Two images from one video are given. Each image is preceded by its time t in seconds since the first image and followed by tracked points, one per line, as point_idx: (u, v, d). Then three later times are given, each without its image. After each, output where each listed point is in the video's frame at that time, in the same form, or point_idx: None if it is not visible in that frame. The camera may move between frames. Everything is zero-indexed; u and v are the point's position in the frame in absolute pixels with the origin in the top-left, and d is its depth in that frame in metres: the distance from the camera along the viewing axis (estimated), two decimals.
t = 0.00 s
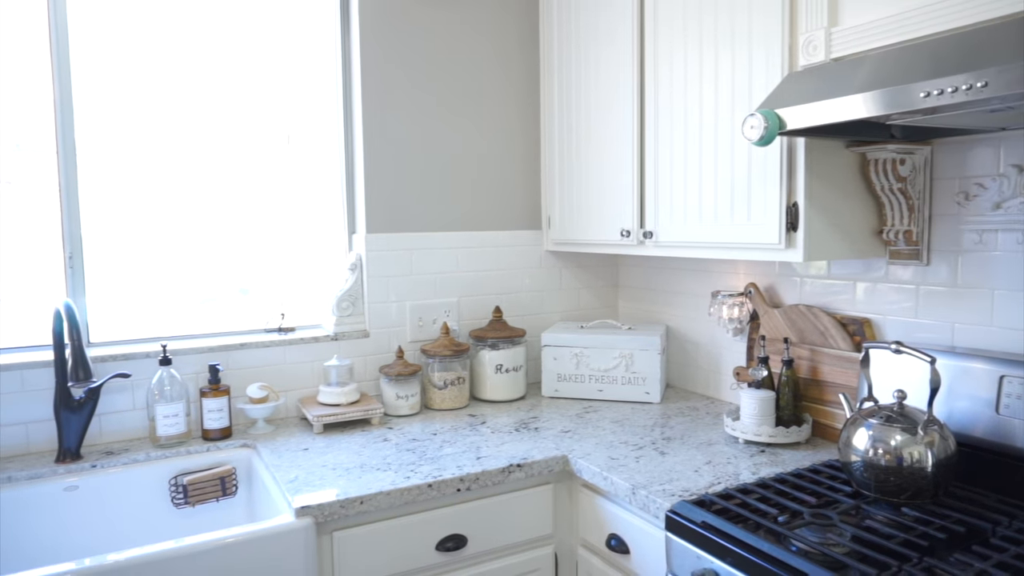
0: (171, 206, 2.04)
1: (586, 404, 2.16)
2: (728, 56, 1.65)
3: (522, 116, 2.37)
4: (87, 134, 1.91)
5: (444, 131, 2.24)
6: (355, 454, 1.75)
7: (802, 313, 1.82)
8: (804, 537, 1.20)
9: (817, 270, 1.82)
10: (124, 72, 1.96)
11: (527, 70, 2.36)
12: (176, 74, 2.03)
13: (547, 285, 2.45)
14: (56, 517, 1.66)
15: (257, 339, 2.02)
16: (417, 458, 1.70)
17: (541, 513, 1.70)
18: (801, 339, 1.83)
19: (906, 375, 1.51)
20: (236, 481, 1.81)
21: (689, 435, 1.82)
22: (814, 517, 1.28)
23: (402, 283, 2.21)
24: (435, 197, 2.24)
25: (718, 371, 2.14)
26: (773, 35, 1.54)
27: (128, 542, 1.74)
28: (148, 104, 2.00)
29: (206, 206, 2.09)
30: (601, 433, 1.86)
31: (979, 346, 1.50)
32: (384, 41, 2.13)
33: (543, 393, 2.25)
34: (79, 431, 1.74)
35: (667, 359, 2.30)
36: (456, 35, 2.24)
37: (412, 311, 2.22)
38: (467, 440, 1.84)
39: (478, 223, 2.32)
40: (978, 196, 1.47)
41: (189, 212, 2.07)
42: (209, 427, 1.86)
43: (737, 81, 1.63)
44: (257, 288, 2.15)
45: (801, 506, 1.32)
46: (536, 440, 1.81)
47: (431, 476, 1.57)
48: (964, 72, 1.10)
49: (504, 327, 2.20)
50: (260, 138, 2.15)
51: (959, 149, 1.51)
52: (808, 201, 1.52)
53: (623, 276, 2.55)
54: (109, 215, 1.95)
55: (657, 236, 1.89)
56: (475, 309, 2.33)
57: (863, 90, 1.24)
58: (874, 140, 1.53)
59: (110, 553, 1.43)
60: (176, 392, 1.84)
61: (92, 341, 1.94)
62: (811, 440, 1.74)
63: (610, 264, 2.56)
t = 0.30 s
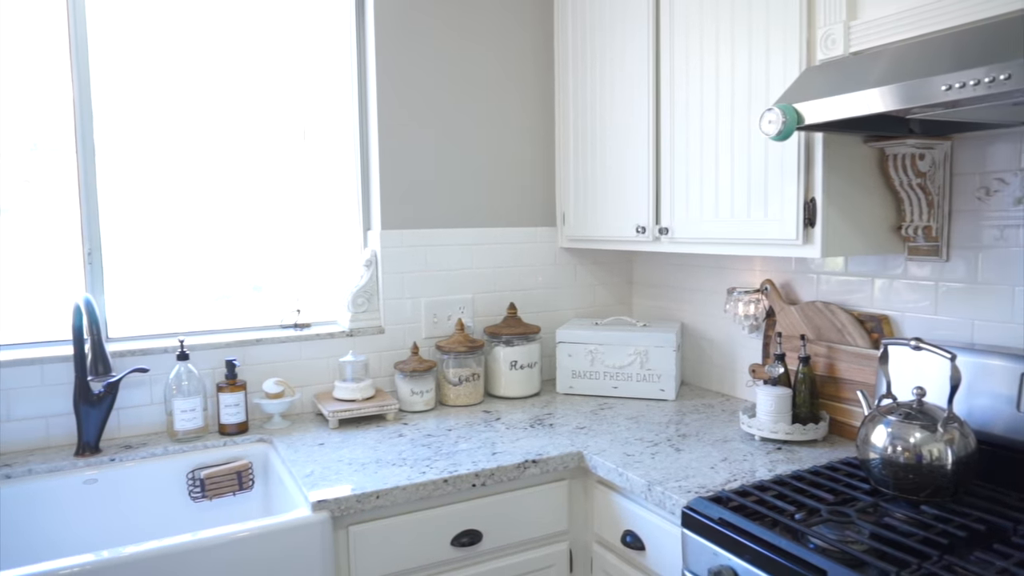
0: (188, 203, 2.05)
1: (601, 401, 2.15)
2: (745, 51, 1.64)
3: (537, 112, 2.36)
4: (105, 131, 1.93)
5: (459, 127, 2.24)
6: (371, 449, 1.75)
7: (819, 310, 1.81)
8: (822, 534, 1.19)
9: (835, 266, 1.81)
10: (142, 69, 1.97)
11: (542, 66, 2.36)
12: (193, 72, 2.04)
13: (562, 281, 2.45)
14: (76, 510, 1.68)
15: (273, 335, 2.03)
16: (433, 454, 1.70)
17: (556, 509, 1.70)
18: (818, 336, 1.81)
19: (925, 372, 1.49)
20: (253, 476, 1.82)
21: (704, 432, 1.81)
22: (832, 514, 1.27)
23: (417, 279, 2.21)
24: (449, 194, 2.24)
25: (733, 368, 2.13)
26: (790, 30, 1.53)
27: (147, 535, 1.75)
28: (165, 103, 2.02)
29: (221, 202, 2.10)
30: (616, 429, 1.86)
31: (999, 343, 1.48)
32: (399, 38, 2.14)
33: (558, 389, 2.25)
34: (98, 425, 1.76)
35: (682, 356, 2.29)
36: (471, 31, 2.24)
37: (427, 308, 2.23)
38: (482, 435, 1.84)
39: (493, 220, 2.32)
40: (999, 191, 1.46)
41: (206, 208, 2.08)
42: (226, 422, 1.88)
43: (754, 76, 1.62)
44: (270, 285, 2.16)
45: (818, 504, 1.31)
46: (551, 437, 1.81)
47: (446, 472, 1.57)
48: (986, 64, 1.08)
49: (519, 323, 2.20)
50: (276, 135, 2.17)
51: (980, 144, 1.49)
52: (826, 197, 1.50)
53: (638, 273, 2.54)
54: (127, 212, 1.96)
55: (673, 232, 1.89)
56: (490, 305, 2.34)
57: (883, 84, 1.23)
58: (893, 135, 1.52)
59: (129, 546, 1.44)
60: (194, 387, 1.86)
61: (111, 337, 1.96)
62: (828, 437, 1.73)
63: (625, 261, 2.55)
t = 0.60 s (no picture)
0: (206, 197, 2.07)
1: (617, 397, 2.15)
2: (766, 44, 1.62)
3: (554, 107, 2.36)
4: (126, 126, 1.95)
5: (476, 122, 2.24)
6: (388, 443, 1.76)
7: (839, 307, 1.79)
8: (843, 532, 1.18)
9: (855, 263, 1.79)
10: (162, 65, 1.99)
11: (560, 60, 2.35)
12: (212, 67, 2.06)
13: (579, 277, 2.44)
14: (97, 500, 1.70)
15: (290, 329, 2.04)
16: (449, 448, 1.70)
17: (572, 505, 1.70)
18: (838, 333, 1.80)
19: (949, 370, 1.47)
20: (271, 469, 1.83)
21: (722, 429, 1.80)
22: (853, 512, 1.26)
23: (434, 274, 2.21)
24: (466, 189, 2.24)
25: (752, 365, 2.11)
26: (813, 23, 1.51)
27: (166, 526, 1.77)
28: (184, 98, 2.03)
29: (240, 197, 2.11)
30: (633, 425, 1.85)
31: None
32: (417, 33, 2.13)
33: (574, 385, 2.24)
34: (119, 417, 1.77)
35: (699, 353, 2.28)
36: (489, 25, 2.24)
37: (443, 303, 2.23)
38: (499, 430, 1.84)
39: (509, 215, 2.32)
40: None
41: (224, 202, 2.09)
42: (244, 415, 1.89)
43: (775, 70, 1.60)
44: (286, 281, 2.17)
45: (839, 502, 1.29)
46: (567, 432, 1.81)
47: (463, 466, 1.58)
48: (1014, 56, 1.07)
49: (536, 319, 2.19)
50: (294, 130, 2.17)
51: (1006, 139, 1.47)
52: (848, 192, 1.49)
53: (655, 269, 2.53)
54: (147, 206, 1.98)
55: (691, 227, 1.88)
56: (506, 301, 2.33)
57: (909, 77, 1.21)
58: (916, 130, 1.50)
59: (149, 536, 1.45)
60: (213, 380, 1.87)
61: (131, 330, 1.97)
62: (848, 435, 1.71)
63: (642, 257, 2.54)
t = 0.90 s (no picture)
0: (224, 189, 2.08)
1: (634, 389, 2.14)
2: (787, 33, 1.60)
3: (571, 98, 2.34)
4: (146, 118, 1.96)
5: (493, 113, 2.23)
6: (405, 434, 1.76)
7: (859, 299, 1.77)
8: (865, 525, 1.17)
9: (876, 255, 1.77)
10: (180, 57, 2.00)
11: (577, 51, 2.34)
12: (230, 59, 2.06)
13: (595, 269, 2.43)
14: (118, 488, 1.72)
15: (308, 320, 2.05)
16: (466, 439, 1.71)
17: (589, 496, 1.69)
18: (858, 326, 1.78)
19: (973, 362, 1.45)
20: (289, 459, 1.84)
21: (740, 421, 1.79)
22: (875, 505, 1.25)
23: (450, 266, 2.21)
24: (483, 180, 2.24)
25: (770, 358, 2.10)
26: (835, 11, 1.49)
27: (186, 514, 1.78)
28: (203, 89, 2.04)
29: (258, 188, 2.12)
30: (650, 417, 1.85)
31: None
32: (434, 23, 2.13)
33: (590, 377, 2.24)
34: (139, 406, 1.79)
35: (716, 345, 2.26)
36: (505, 15, 2.23)
37: (460, 295, 2.23)
38: (515, 422, 1.84)
39: (526, 207, 2.31)
40: None
41: (242, 194, 2.10)
42: (262, 405, 1.90)
43: (797, 59, 1.58)
44: (301, 274, 2.18)
45: (860, 495, 1.28)
46: (584, 424, 1.80)
47: (480, 457, 1.58)
48: None
49: (552, 310, 2.19)
50: (311, 121, 2.18)
51: None
52: (870, 181, 1.47)
53: (672, 262, 2.51)
54: (166, 198, 1.99)
55: (710, 219, 1.86)
56: (522, 293, 2.33)
57: (934, 63, 1.19)
58: (941, 119, 1.48)
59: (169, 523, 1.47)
60: (232, 370, 1.89)
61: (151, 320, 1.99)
62: (868, 429, 1.70)
63: (658, 249, 2.53)
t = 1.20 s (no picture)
0: (242, 181, 2.08)
1: (650, 383, 2.13)
2: (809, 23, 1.58)
3: (589, 89, 2.33)
4: (164, 110, 1.97)
5: (510, 106, 2.22)
6: (421, 426, 1.76)
7: (881, 293, 1.75)
8: (887, 521, 1.15)
9: (898, 249, 1.74)
10: (199, 50, 2.00)
11: (594, 42, 2.32)
12: (247, 51, 2.07)
13: (611, 263, 2.42)
14: (138, 477, 1.73)
15: (324, 312, 2.06)
16: (482, 431, 1.70)
17: (606, 490, 1.69)
18: (880, 320, 1.76)
19: (998, 358, 1.43)
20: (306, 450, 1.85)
21: (758, 416, 1.77)
22: (896, 501, 1.23)
23: (466, 258, 2.21)
24: (500, 173, 2.23)
25: (788, 352, 2.08)
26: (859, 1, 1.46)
27: (205, 504, 1.80)
28: (221, 82, 2.04)
29: (275, 180, 2.13)
30: (667, 411, 1.84)
31: None
32: (451, 15, 2.12)
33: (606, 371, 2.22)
34: (158, 397, 1.81)
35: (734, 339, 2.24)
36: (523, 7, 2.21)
37: (477, 288, 2.23)
38: (531, 415, 1.83)
39: (542, 200, 2.30)
40: None
41: (260, 186, 2.11)
42: (279, 396, 1.91)
43: (819, 49, 1.56)
44: (317, 267, 2.18)
45: (881, 491, 1.27)
46: (600, 417, 1.80)
47: (497, 449, 1.58)
48: None
49: (568, 304, 2.18)
50: (328, 114, 2.18)
51: None
52: (893, 173, 1.45)
53: (689, 255, 2.49)
54: (185, 190, 2.00)
55: (728, 212, 1.85)
56: (538, 286, 2.32)
57: (962, 52, 1.17)
58: (967, 110, 1.45)
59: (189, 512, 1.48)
60: (249, 361, 1.90)
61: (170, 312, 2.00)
62: (889, 424, 1.68)
63: (675, 243, 2.51)
